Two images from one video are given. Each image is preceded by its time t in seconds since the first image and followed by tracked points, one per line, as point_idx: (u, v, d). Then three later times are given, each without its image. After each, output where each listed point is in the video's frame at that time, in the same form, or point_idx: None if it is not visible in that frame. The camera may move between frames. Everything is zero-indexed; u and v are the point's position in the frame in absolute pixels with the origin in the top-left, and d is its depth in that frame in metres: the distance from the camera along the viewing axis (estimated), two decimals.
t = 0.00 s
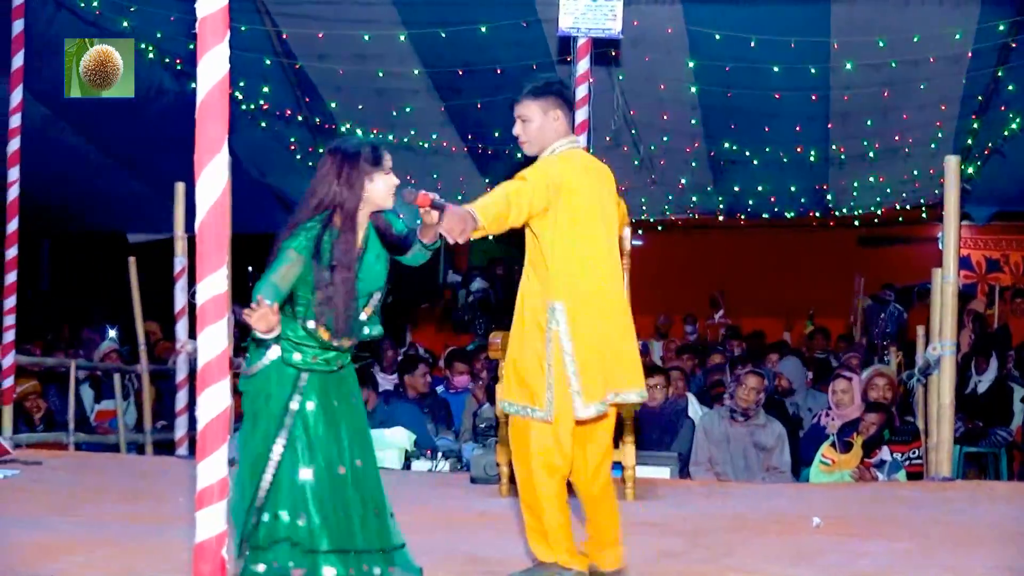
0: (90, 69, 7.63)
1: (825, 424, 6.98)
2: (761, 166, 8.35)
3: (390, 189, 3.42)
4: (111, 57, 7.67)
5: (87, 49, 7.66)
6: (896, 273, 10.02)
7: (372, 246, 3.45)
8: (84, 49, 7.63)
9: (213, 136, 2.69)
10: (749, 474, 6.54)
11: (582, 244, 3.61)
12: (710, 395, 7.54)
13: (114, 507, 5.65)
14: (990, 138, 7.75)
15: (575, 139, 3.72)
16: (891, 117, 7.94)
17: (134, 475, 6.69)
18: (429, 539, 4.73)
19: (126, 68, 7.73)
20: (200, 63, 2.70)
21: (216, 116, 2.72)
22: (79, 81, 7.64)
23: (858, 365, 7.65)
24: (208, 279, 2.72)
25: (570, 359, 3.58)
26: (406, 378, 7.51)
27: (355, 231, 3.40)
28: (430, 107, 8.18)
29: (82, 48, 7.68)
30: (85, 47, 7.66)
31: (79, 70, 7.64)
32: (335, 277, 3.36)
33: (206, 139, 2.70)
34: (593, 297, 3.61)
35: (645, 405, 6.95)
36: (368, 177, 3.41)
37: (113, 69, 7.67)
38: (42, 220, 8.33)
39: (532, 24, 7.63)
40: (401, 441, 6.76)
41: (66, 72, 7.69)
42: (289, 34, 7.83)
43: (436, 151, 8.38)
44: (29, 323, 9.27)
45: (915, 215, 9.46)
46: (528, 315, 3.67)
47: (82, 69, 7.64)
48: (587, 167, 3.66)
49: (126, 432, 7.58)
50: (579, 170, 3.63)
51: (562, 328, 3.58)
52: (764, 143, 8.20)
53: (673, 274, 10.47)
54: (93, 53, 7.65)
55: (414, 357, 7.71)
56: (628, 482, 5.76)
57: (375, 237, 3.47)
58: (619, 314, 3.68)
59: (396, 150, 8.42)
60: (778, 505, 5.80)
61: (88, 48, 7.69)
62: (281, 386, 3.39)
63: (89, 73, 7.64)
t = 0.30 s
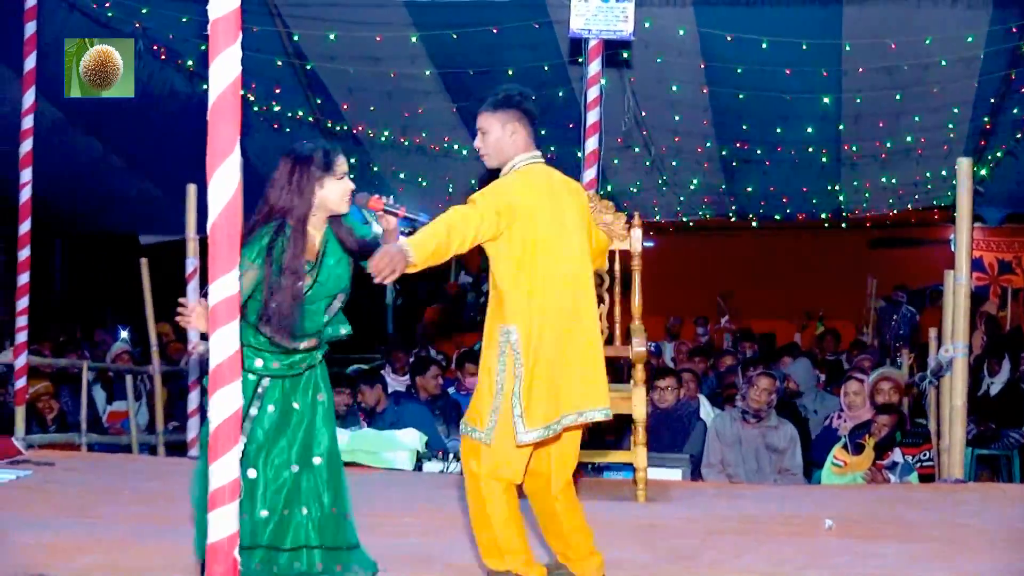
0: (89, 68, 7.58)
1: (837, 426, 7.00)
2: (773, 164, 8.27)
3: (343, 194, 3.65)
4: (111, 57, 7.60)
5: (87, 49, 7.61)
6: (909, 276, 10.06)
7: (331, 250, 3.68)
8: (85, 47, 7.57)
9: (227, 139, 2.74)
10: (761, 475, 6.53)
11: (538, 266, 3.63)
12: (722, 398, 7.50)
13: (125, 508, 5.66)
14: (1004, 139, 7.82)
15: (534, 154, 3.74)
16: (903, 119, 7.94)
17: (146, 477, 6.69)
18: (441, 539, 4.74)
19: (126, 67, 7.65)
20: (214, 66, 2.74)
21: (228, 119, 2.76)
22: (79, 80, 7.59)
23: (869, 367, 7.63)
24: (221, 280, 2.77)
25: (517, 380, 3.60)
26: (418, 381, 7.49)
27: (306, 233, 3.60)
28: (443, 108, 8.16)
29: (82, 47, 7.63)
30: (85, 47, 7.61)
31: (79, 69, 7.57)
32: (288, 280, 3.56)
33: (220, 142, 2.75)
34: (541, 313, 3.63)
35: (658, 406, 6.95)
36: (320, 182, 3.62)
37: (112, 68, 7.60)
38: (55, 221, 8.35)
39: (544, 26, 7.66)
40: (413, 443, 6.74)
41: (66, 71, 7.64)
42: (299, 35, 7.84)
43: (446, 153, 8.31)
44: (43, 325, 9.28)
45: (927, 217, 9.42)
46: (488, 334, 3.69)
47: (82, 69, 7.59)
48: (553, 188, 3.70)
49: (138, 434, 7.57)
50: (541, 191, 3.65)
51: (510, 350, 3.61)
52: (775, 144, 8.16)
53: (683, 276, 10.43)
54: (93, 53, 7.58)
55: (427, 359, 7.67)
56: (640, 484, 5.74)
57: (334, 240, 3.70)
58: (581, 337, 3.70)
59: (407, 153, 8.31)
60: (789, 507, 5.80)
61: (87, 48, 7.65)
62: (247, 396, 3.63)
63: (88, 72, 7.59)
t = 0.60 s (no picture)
0: (90, 68, 7.36)
1: (859, 428, 7.04)
2: (795, 166, 8.34)
3: (314, 190, 3.55)
4: (112, 57, 7.42)
5: (88, 49, 7.39)
6: (933, 274, 9.93)
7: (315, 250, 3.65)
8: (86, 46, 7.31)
9: (250, 141, 2.77)
10: (782, 476, 6.50)
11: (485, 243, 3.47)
12: (743, 399, 7.52)
13: (148, 508, 5.67)
14: None
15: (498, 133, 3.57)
16: (926, 119, 7.90)
17: (169, 478, 6.70)
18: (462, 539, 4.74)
19: (126, 67, 7.50)
20: (237, 68, 2.76)
21: (251, 122, 2.79)
22: (78, 80, 7.35)
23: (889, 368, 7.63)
24: (243, 281, 2.81)
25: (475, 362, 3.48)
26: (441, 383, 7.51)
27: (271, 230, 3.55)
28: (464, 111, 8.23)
29: (83, 47, 7.37)
30: (85, 47, 7.37)
31: (80, 69, 7.33)
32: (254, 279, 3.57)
33: (242, 143, 2.77)
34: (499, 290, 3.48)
35: (678, 407, 6.94)
36: (288, 179, 3.53)
37: (113, 68, 7.43)
38: (78, 222, 8.36)
39: (567, 28, 7.62)
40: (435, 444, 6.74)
41: (67, 72, 7.38)
42: (322, 37, 7.81)
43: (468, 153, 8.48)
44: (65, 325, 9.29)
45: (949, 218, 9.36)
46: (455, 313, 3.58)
47: (82, 69, 7.35)
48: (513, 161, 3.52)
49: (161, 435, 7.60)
50: (490, 164, 3.48)
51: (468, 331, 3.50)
52: (798, 146, 8.18)
53: (706, 276, 10.49)
54: (94, 53, 7.37)
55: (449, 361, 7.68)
56: (662, 485, 5.73)
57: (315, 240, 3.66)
58: (545, 314, 3.53)
59: (429, 154, 8.42)
60: (812, 509, 5.78)
61: (87, 48, 7.43)
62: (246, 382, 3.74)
63: (89, 72, 7.37)
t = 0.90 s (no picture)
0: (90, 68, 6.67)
1: (872, 427, 6.89)
2: (808, 166, 8.35)
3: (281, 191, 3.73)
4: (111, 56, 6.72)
5: (88, 49, 6.68)
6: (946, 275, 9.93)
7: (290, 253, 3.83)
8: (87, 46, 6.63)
9: (263, 142, 2.77)
10: (795, 478, 6.49)
11: (413, 249, 3.49)
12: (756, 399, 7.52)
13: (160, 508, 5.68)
14: None
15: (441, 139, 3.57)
16: (939, 120, 7.86)
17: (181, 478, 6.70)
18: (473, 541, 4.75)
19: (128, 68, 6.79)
20: (251, 68, 2.77)
21: (264, 122, 2.79)
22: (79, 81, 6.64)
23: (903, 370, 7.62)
24: (255, 282, 2.82)
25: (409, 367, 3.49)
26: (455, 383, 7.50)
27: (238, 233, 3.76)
28: (476, 110, 8.26)
29: (83, 47, 6.69)
30: (85, 46, 6.67)
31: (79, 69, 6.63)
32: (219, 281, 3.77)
33: (255, 144, 2.78)
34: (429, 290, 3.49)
35: (689, 407, 6.93)
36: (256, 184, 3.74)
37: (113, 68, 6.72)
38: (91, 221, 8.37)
39: (580, 28, 7.62)
40: (448, 443, 6.74)
41: (66, 72, 6.67)
42: (334, 36, 7.81)
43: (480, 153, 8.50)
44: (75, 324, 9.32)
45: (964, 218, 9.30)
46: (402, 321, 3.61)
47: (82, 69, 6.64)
48: (444, 165, 3.52)
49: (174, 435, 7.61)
50: (415, 170, 3.49)
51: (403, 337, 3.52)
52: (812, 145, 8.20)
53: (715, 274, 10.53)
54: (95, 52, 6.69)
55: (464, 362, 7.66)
56: (673, 486, 5.73)
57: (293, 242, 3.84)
58: (483, 316, 3.50)
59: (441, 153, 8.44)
60: (823, 510, 5.78)
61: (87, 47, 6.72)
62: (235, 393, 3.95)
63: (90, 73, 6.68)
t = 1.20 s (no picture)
0: (90, 68, 6.67)
1: (879, 428, 6.84)
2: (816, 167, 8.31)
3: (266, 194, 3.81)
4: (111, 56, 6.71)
5: (88, 49, 6.70)
6: (952, 274, 9.95)
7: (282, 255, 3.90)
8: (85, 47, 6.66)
9: (269, 141, 2.77)
10: (802, 479, 6.47)
11: (345, 263, 3.45)
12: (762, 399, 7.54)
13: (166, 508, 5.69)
14: None
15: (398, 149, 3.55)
16: (946, 119, 7.85)
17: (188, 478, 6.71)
18: (478, 542, 4.75)
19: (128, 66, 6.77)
20: (257, 68, 2.76)
21: (270, 122, 2.79)
22: (79, 81, 6.65)
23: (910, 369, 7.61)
24: (262, 282, 2.82)
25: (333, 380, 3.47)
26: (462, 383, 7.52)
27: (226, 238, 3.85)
28: (482, 111, 8.28)
29: (83, 47, 6.72)
30: (86, 47, 6.70)
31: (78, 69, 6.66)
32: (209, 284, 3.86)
33: (261, 144, 2.78)
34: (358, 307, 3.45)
35: (696, 408, 6.90)
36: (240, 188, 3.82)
37: (114, 68, 6.71)
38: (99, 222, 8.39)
39: (585, 27, 7.62)
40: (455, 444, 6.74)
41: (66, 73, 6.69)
42: (339, 38, 7.89)
43: (488, 153, 8.48)
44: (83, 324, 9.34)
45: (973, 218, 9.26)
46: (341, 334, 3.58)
47: (82, 70, 6.66)
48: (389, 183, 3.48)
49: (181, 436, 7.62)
50: (352, 187, 3.46)
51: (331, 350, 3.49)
52: (818, 145, 8.20)
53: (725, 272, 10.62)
54: (94, 53, 6.69)
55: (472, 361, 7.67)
56: (680, 485, 5.71)
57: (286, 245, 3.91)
58: (412, 334, 3.46)
59: (449, 154, 8.46)
60: (829, 509, 5.77)
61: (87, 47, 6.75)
62: (239, 387, 4.00)
63: (89, 72, 6.68)
